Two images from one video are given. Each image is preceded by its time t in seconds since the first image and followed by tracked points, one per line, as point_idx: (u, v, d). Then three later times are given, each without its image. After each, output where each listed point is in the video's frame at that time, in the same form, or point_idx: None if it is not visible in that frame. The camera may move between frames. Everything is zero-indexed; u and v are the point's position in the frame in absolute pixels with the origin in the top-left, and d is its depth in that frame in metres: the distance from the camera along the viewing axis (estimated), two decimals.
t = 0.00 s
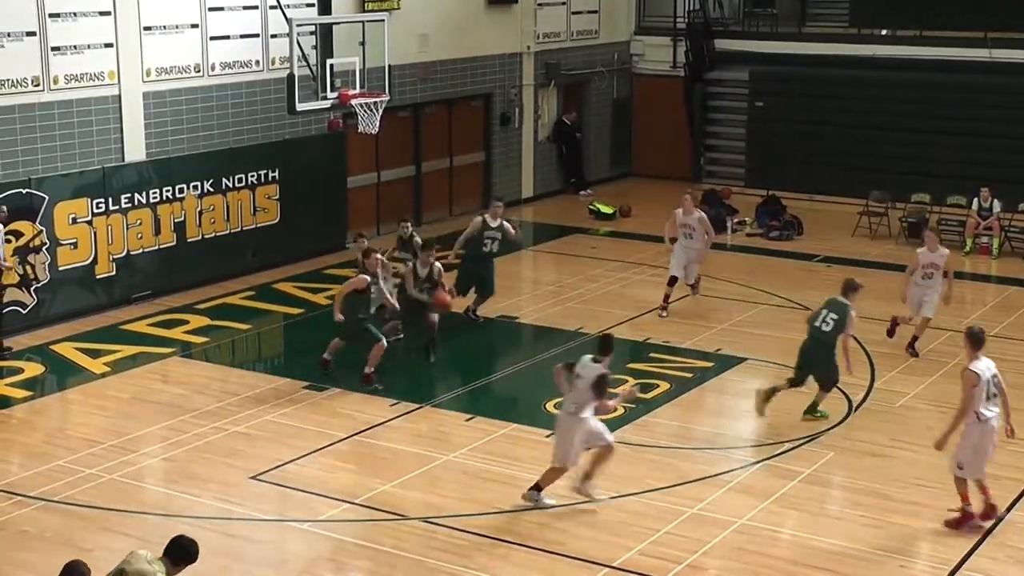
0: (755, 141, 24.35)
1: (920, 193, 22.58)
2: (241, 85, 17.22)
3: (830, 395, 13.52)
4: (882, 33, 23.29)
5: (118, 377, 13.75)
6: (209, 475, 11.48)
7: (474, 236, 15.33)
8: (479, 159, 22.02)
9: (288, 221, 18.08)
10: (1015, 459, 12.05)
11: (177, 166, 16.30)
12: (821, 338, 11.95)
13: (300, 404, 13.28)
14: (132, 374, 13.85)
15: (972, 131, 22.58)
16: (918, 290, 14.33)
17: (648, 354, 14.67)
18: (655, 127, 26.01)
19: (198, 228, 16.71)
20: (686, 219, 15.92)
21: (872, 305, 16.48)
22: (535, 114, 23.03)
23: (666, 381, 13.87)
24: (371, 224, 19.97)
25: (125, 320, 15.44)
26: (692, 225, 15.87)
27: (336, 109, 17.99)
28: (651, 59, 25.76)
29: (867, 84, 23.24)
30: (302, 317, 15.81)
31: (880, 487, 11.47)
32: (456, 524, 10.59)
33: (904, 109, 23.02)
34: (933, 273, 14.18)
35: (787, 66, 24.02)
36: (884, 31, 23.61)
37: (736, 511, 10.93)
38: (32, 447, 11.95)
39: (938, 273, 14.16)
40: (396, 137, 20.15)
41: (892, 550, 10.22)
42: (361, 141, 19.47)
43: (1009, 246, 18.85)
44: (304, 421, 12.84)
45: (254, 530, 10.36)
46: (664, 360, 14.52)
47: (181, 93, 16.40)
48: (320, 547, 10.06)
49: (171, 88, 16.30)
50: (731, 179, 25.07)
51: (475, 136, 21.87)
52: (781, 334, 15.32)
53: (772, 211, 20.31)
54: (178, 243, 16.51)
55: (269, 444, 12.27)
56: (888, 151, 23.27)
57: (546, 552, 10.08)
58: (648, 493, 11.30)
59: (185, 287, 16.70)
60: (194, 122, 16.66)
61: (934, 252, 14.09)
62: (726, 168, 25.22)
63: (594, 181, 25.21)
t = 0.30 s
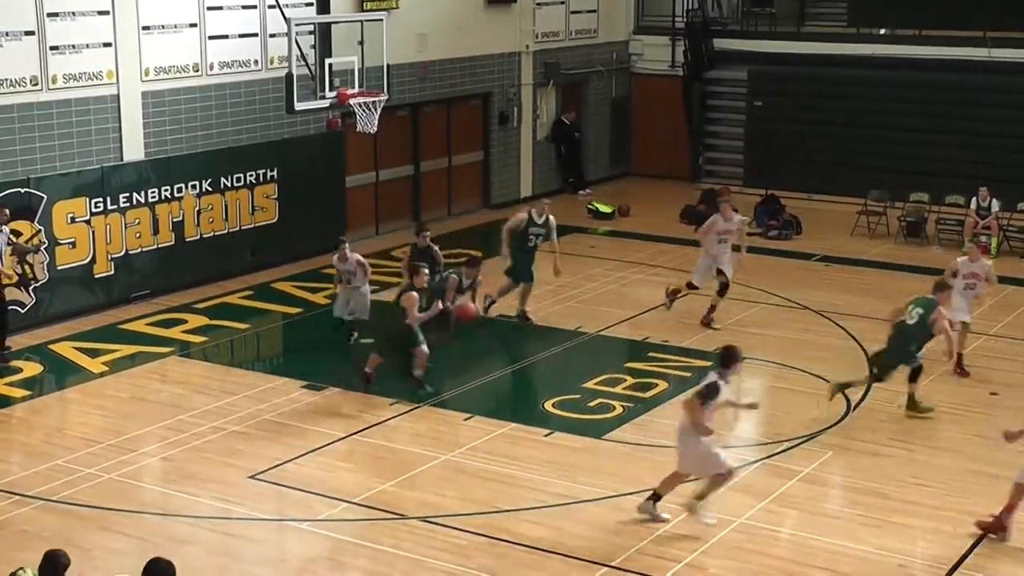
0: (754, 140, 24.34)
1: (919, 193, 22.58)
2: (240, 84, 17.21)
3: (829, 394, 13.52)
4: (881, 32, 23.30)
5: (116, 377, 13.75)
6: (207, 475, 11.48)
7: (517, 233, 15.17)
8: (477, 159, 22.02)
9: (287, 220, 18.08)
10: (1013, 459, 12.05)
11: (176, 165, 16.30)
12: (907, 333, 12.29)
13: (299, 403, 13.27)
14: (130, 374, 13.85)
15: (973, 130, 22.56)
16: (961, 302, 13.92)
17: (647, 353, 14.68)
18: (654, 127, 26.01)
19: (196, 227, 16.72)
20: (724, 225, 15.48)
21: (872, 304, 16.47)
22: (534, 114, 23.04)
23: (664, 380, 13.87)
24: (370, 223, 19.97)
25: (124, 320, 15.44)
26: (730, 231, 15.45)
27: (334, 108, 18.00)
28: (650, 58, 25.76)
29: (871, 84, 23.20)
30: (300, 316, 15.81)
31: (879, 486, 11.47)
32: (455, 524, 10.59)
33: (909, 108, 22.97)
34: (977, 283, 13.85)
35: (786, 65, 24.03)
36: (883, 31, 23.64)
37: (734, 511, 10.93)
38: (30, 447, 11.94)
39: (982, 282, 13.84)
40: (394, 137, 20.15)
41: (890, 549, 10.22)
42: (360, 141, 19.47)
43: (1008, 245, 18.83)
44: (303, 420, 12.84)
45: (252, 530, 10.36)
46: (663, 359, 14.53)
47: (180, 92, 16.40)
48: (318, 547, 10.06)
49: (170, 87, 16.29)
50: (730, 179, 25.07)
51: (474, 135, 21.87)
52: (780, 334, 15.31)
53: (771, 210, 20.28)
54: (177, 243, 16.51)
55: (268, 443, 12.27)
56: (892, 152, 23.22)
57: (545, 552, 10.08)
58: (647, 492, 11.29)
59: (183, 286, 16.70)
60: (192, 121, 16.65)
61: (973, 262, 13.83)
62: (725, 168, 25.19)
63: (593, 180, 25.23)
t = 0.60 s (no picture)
0: (740, 137, 24.47)
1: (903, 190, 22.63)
2: (225, 82, 17.18)
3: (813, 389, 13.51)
4: (865, 30, 23.34)
5: (100, 376, 13.69)
6: (192, 473, 11.44)
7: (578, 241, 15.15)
8: (463, 156, 21.97)
9: (271, 218, 18.04)
10: (999, 454, 12.06)
11: (160, 163, 16.25)
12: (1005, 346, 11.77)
13: (284, 401, 13.23)
14: (115, 373, 13.80)
15: (958, 128, 22.64)
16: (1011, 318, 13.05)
17: (632, 350, 14.67)
18: (640, 124, 25.98)
19: (180, 226, 16.67)
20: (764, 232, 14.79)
21: (857, 301, 16.47)
22: (519, 111, 23.01)
23: (650, 377, 13.85)
24: (355, 221, 19.94)
25: (108, 319, 15.38)
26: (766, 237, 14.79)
27: (319, 105, 17.96)
28: (635, 55, 25.71)
29: (858, 80, 23.25)
30: (285, 314, 15.76)
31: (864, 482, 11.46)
32: (440, 521, 10.56)
33: (895, 106, 23.02)
34: None
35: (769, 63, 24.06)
36: (867, 27, 23.66)
37: (720, 507, 10.91)
38: (13, 446, 11.88)
39: None
40: (379, 135, 20.12)
41: (875, 545, 10.20)
42: (344, 139, 19.44)
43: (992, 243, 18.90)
44: (288, 418, 12.79)
45: (237, 528, 10.32)
46: (648, 356, 14.51)
47: (165, 90, 16.36)
48: (303, 545, 10.01)
49: (155, 85, 16.26)
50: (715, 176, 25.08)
51: (459, 132, 21.81)
52: (765, 331, 15.30)
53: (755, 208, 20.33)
54: (162, 241, 16.45)
55: (253, 441, 12.22)
56: (878, 148, 23.28)
57: (531, 549, 10.05)
58: (633, 489, 11.27)
59: (168, 284, 16.64)
60: (177, 118, 16.61)
61: None
62: (712, 164, 25.05)
63: (578, 177, 25.22)
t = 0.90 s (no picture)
0: (632, 133, 24.79)
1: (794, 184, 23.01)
2: (114, 83, 16.94)
3: (706, 381, 13.64)
4: (755, 26, 23.63)
5: None
6: (83, 481, 11.23)
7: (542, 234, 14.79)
8: (357, 155, 21.90)
9: (164, 220, 17.85)
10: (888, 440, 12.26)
11: (49, 165, 15.97)
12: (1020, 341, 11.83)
13: (177, 405, 13.05)
14: (5, 381, 13.51)
15: (882, 123, 22.75)
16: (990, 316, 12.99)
17: (528, 346, 14.70)
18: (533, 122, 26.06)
19: (70, 229, 16.41)
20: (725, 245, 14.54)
21: (750, 293, 16.67)
22: (411, 109, 23.00)
23: (545, 373, 13.88)
24: (249, 222, 19.77)
25: None
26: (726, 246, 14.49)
27: (210, 106, 17.83)
28: (528, 52, 25.81)
29: (781, 77, 23.41)
30: (179, 317, 15.57)
31: (757, 472, 11.58)
32: (336, 522, 10.47)
33: (824, 103, 23.12)
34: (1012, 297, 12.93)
35: (661, 59, 24.38)
36: (755, 23, 24.03)
37: (616, 500, 10.95)
38: None
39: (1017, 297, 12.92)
40: (273, 134, 20.00)
41: (769, 533, 10.31)
42: (236, 138, 19.27)
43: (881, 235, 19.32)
44: (182, 423, 12.62)
45: (130, 535, 10.15)
46: (543, 352, 14.55)
47: (51, 90, 16.06)
48: (197, 551, 9.87)
49: (42, 85, 15.95)
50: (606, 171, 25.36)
51: (352, 130, 21.74)
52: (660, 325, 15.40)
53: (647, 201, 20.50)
54: (52, 245, 16.17)
55: (146, 446, 12.04)
56: (807, 148, 23.35)
57: (428, 547, 10.01)
58: (528, 485, 11.28)
59: (59, 289, 16.37)
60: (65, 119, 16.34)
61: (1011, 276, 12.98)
62: (605, 162, 25.35)
63: (472, 174, 25.25)
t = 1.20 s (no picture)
0: (488, 130, 25.01)
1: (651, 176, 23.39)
2: None
3: (567, 375, 13.75)
4: (608, 21, 23.87)
5: None
6: None
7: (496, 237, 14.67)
8: (211, 155, 21.60)
9: (14, 224, 17.42)
10: (745, 426, 12.50)
11: None
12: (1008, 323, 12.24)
13: (31, 415, 12.74)
14: None
15: (744, 118, 23.30)
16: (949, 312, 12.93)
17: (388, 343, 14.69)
18: (388, 119, 26.01)
19: None
20: (652, 257, 13.99)
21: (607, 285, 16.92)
22: (265, 108, 22.78)
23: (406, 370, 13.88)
24: (102, 225, 19.38)
25: None
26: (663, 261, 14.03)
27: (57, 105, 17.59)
28: (382, 49, 25.68)
29: (642, 72, 23.75)
30: (31, 324, 15.20)
31: (618, 462, 11.71)
32: (198, 527, 10.32)
33: (718, 99, 23.40)
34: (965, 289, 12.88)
35: (516, 55, 24.57)
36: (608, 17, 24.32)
37: (480, 496, 10.99)
38: None
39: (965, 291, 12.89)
40: (123, 135, 19.65)
41: (633, 523, 10.43)
42: (86, 140, 18.87)
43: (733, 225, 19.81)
44: (37, 433, 12.31)
45: None
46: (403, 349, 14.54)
47: None
48: (54, 564, 9.64)
49: None
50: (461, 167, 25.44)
51: (205, 131, 21.47)
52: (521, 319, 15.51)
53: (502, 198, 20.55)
54: None
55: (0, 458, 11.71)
56: (685, 142, 23.71)
57: (294, 550, 9.92)
58: (391, 483, 11.26)
59: None
60: None
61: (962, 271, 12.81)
62: (460, 157, 25.38)
63: (328, 173, 25.08)
